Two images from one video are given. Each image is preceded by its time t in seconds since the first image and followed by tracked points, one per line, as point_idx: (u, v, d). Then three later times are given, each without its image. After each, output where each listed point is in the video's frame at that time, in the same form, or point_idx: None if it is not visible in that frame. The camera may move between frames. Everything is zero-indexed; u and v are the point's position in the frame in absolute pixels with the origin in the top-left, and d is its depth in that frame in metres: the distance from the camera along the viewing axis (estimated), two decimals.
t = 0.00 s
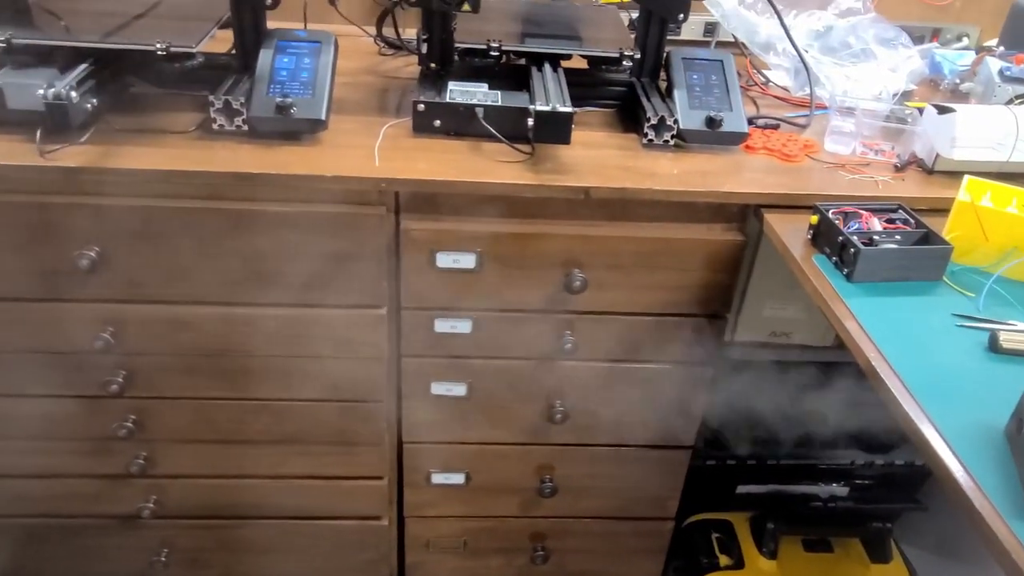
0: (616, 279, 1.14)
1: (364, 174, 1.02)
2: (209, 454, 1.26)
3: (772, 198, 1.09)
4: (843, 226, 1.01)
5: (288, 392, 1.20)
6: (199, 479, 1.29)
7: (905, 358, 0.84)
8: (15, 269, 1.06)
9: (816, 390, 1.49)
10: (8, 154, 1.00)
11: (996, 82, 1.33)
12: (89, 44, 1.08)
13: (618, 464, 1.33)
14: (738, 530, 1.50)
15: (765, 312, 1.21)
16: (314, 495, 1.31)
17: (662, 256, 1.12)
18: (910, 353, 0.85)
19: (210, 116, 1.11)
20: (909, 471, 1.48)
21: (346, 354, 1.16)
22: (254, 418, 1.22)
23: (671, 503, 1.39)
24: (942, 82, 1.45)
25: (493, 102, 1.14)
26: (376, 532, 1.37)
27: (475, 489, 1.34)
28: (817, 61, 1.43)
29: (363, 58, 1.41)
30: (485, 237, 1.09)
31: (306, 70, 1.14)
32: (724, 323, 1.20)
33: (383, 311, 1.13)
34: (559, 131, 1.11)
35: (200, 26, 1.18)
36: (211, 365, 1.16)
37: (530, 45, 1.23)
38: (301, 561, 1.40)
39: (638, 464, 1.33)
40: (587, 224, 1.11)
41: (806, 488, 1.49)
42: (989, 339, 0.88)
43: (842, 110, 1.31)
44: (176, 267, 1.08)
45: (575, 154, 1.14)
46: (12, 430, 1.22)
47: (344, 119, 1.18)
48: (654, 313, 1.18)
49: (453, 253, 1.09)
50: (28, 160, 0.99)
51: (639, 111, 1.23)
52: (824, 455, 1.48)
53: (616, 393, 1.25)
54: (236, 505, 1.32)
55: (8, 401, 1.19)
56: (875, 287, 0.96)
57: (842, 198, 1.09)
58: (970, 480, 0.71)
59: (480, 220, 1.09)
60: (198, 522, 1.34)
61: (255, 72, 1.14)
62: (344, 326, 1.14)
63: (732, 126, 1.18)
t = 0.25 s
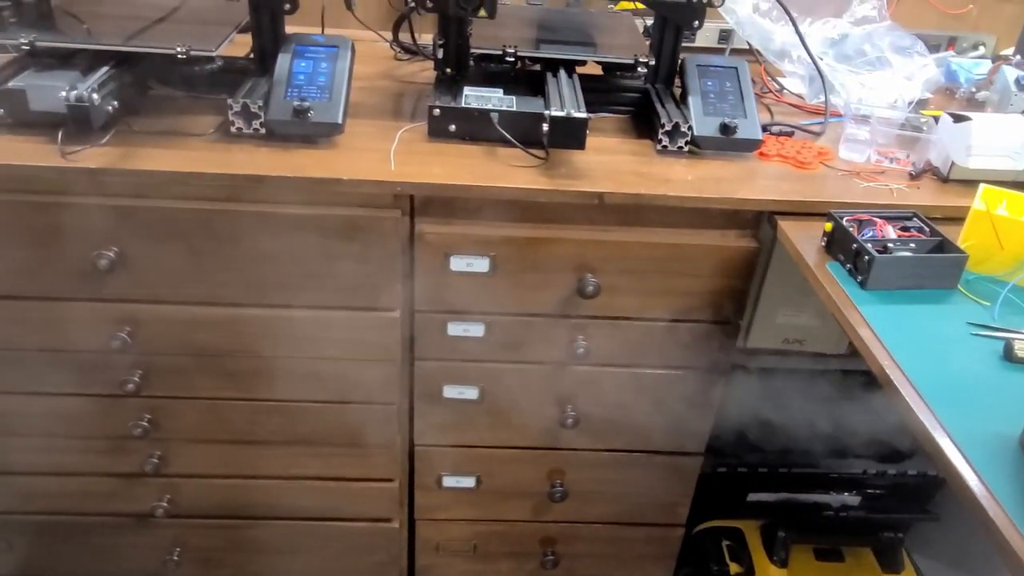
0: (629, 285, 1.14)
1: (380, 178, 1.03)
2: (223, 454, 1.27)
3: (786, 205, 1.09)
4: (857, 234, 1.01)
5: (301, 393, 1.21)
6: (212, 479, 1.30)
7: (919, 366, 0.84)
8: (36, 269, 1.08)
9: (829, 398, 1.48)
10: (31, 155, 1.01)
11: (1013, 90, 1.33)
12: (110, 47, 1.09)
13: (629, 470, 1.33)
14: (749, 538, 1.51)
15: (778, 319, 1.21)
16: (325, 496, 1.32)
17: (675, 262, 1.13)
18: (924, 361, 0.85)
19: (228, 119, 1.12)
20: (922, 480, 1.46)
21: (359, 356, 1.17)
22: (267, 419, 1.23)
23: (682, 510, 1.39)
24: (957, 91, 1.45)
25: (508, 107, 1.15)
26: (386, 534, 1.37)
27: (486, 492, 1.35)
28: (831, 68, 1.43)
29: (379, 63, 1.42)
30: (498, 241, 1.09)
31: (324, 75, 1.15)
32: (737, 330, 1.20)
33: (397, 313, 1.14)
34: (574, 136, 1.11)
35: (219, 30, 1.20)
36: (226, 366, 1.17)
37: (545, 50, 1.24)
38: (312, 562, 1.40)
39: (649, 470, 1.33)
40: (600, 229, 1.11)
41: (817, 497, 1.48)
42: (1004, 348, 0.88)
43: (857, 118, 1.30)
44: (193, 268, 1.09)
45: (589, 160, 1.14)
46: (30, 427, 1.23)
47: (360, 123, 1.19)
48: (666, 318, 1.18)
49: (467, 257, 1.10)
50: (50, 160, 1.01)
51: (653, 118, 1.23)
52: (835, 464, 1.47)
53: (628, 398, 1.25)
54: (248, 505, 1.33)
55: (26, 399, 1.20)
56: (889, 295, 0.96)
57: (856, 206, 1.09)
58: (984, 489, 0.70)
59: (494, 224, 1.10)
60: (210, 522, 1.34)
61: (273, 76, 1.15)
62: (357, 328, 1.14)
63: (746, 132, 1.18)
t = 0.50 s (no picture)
0: (640, 303, 1.14)
1: (394, 194, 1.04)
2: (233, 467, 1.28)
3: (799, 225, 1.09)
4: (870, 255, 1.01)
5: (313, 407, 1.22)
6: (222, 492, 1.30)
7: (931, 388, 0.84)
8: (54, 280, 1.09)
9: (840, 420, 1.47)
10: (51, 169, 1.03)
11: None
12: (131, 63, 1.11)
13: (639, 488, 1.33)
14: (760, 560, 1.49)
15: (790, 339, 1.20)
16: (334, 510, 1.32)
17: (687, 281, 1.13)
18: (937, 384, 0.84)
19: (245, 134, 1.13)
20: (935, 504, 1.45)
21: (371, 371, 1.18)
22: (278, 432, 1.24)
23: (691, 530, 1.38)
24: (972, 112, 1.45)
25: (521, 125, 1.16)
26: (395, 549, 1.37)
27: (495, 509, 1.35)
28: (845, 90, 1.44)
29: (395, 79, 1.44)
30: (511, 258, 1.10)
31: (340, 92, 1.16)
32: (748, 349, 1.20)
33: (408, 328, 1.15)
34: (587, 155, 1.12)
35: (238, 47, 1.21)
36: (239, 379, 1.18)
37: (559, 69, 1.25)
38: None
39: (658, 489, 1.33)
40: (612, 247, 1.11)
41: (829, 519, 1.48)
42: (1018, 372, 0.87)
43: (870, 139, 1.31)
44: (208, 282, 1.10)
45: (601, 179, 1.15)
46: (44, 437, 1.24)
47: (375, 140, 1.20)
48: (677, 337, 1.18)
49: (479, 274, 1.11)
50: (71, 174, 1.02)
51: (666, 137, 1.24)
52: (847, 486, 1.46)
53: (638, 416, 1.25)
54: (258, 518, 1.33)
55: (41, 408, 1.21)
56: (901, 317, 0.95)
57: (869, 227, 1.09)
58: (997, 514, 0.70)
59: (506, 241, 1.10)
60: (220, 534, 1.35)
61: (290, 92, 1.17)
62: (369, 343, 1.15)
63: (759, 153, 1.18)
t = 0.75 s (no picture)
0: (645, 323, 1.15)
1: (400, 213, 1.05)
2: (237, 483, 1.28)
3: (803, 246, 1.09)
4: (874, 276, 1.01)
5: (317, 424, 1.22)
6: (226, 508, 1.30)
7: (936, 411, 0.83)
8: (62, 296, 1.10)
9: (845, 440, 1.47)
10: (62, 186, 1.04)
11: None
12: (142, 82, 1.12)
13: (643, 508, 1.32)
14: None
15: (795, 359, 1.20)
16: (338, 528, 1.32)
17: (691, 301, 1.13)
18: (942, 407, 0.84)
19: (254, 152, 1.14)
20: (941, 526, 1.46)
21: (376, 388, 1.18)
22: (283, 449, 1.24)
23: (695, 550, 1.37)
24: (977, 133, 1.46)
25: (527, 144, 1.17)
26: (398, 568, 1.37)
27: (498, 528, 1.34)
28: (849, 110, 1.44)
29: (402, 98, 1.45)
30: (516, 277, 1.10)
31: (348, 110, 1.17)
32: (753, 369, 1.20)
33: (413, 346, 1.15)
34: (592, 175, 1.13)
35: (248, 66, 1.23)
36: (244, 395, 1.19)
37: (565, 89, 1.25)
38: None
39: (662, 508, 1.32)
40: (617, 267, 1.12)
41: (836, 541, 1.46)
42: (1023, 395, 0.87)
43: (874, 159, 1.32)
44: (215, 299, 1.11)
45: (607, 198, 1.15)
46: (49, 452, 1.24)
47: (382, 158, 1.21)
48: (682, 356, 1.18)
49: (484, 292, 1.11)
50: (81, 191, 1.03)
51: (671, 157, 1.24)
52: (854, 506, 1.45)
53: (642, 436, 1.24)
54: (261, 535, 1.33)
55: (47, 423, 1.22)
56: (906, 338, 0.95)
57: (874, 248, 1.09)
58: (1003, 539, 0.69)
59: (511, 259, 1.11)
60: (222, 551, 1.35)
61: (299, 111, 1.18)
62: (375, 360, 1.15)
63: (764, 173, 1.19)
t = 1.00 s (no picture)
0: (654, 338, 1.15)
1: (410, 229, 1.06)
2: (247, 497, 1.28)
3: (813, 262, 1.09)
4: (884, 293, 1.01)
5: (327, 438, 1.22)
6: (235, 522, 1.31)
7: (947, 429, 0.83)
8: (75, 310, 1.11)
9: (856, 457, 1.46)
10: (76, 201, 1.05)
11: None
12: (155, 99, 1.13)
13: (652, 524, 1.32)
14: None
15: (804, 376, 1.19)
16: (346, 542, 1.32)
17: (701, 316, 1.13)
18: (953, 425, 0.84)
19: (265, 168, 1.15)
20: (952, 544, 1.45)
21: (385, 403, 1.18)
22: (292, 463, 1.24)
23: (705, 567, 1.36)
24: (986, 149, 1.45)
25: (536, 160, 1.17)
26: None
27: (507, 543, 1.34)
28: (859, 126, 1.44)
29: (412, 113, 1.46)
30: (525, 293, 1.10)
31: (359, 126, 1.18)
32: (762, 385, 1.19)
33: (422, 361, 1.15)
34: (601, 191, 1.13)
35: (260, 83, 1.24)
36: (254, 409, 1.19)
37: (575, 105, 1.26)
38: None
39: (671, 525, 1.32)
40: (626, 282, 1.12)
41: (847, 558, 1.47)
42: None
43: (884, 175, 1.31)
44: (226, 313, 1.11)
45: (615, 214, 1.16)
46: (61, 465, 1.25)
47: (393, 174, 1.22)
48: (691, 372, 1.18)
49: (493, 307, 1.11)
50: (94, 206, 1.04)
51: (680, 173, 1.25)
52: (865, 525, 1.45)
53: (651, 452, 1.24)
54: (270, 549, 1.33)
55: (58, 436, 1.22)
56: (916, 355, 0.95)
57: (883, 264, 1.08)
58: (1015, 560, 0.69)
59: (520, 274, 1.11)
60: (232, 564, 1.35)
61: (310, 127, 1.19)
62: (384, 375, 1.16)
63: (773, 189, 1.19)
